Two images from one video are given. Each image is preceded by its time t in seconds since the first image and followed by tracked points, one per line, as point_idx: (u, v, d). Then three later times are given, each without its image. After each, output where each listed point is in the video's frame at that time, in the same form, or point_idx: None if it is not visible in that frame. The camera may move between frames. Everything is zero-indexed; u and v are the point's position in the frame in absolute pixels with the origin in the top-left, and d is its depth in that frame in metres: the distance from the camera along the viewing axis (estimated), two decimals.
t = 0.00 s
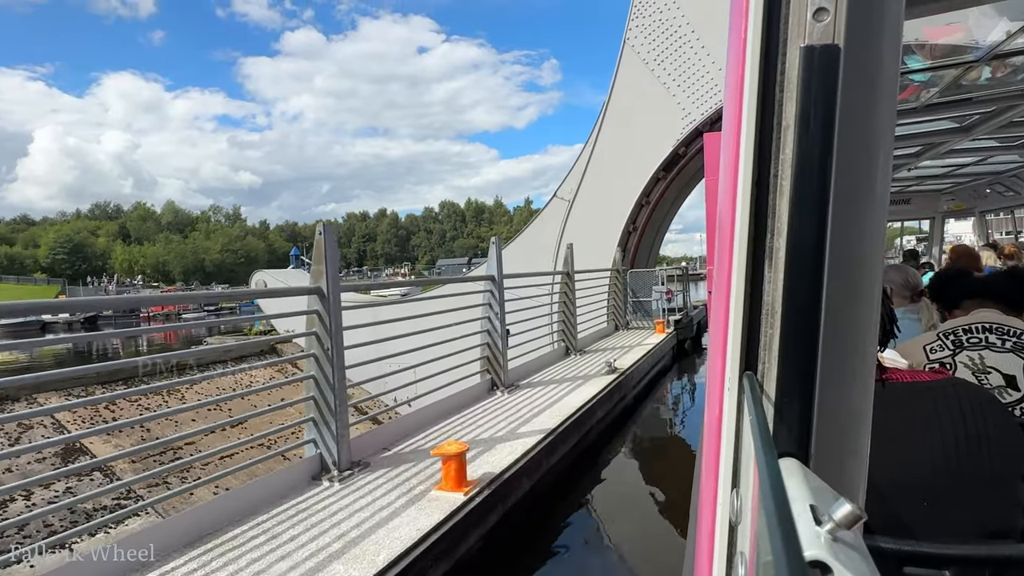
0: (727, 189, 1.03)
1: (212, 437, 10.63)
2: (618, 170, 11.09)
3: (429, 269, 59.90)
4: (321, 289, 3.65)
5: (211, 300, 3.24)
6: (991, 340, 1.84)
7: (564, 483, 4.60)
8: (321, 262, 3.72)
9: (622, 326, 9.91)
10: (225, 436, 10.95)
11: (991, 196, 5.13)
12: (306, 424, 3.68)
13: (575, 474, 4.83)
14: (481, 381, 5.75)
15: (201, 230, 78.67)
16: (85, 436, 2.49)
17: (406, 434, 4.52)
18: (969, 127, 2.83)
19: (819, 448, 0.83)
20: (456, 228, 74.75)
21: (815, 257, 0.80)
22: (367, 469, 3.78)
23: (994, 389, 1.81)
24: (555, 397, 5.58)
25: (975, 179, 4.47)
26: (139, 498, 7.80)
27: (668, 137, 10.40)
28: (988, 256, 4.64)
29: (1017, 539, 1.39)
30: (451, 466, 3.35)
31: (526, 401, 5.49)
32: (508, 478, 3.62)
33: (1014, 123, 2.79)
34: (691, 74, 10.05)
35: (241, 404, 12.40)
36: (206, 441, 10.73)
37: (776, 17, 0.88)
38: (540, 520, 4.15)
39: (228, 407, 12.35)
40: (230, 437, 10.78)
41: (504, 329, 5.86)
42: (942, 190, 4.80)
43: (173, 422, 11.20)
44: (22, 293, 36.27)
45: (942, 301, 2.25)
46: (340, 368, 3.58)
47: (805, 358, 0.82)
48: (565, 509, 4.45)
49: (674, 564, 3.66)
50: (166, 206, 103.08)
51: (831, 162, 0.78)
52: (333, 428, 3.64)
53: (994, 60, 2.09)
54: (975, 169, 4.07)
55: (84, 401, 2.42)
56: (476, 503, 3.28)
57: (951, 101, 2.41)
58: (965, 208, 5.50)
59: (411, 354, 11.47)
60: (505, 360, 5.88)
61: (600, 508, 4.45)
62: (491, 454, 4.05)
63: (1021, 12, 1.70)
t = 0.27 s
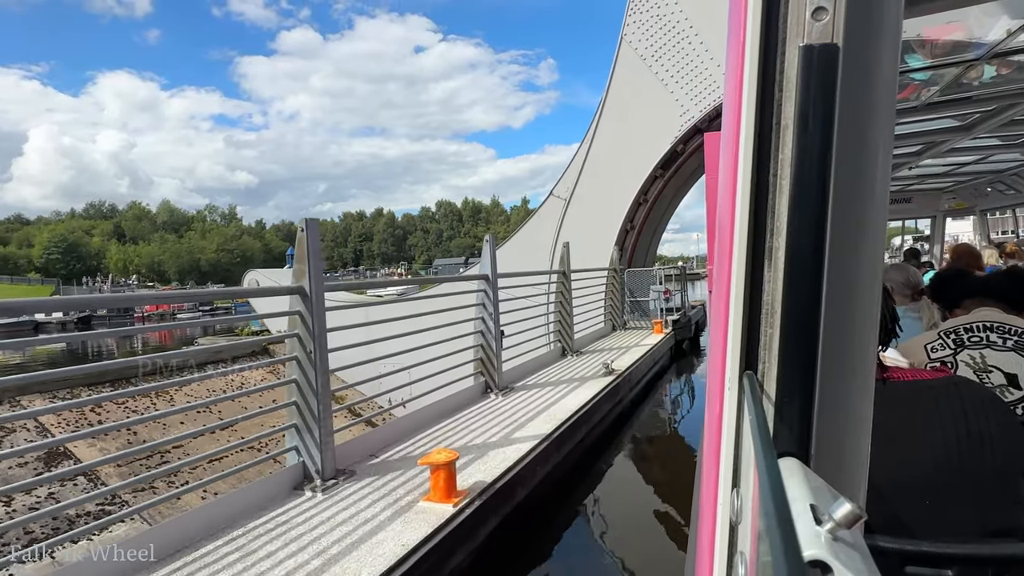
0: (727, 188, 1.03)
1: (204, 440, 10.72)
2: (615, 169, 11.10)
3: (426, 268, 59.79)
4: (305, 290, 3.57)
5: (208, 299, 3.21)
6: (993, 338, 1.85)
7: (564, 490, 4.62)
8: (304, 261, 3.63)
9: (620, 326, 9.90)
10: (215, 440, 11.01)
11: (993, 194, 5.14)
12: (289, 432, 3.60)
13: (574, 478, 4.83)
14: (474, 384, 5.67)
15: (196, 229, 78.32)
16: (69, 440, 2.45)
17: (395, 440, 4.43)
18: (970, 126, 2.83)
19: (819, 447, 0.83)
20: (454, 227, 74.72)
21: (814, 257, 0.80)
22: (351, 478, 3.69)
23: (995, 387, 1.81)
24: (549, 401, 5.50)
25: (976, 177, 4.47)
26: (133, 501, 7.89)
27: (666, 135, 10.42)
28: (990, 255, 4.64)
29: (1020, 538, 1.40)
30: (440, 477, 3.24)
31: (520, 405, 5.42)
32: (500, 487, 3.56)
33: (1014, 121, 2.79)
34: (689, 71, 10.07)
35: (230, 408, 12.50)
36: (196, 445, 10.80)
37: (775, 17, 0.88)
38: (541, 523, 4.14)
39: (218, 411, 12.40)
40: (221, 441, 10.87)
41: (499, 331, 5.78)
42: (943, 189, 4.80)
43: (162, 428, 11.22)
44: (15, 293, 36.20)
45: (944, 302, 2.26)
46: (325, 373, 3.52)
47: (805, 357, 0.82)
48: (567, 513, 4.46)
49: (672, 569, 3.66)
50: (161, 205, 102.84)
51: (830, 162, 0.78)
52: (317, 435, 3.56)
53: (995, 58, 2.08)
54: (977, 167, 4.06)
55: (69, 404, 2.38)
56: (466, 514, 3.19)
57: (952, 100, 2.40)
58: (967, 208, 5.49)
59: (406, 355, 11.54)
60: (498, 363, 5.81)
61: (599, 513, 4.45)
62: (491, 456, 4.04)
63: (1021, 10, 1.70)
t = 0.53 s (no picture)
0: (730, 187, 1.03)
1: (196, 444, 10.78)
2: (614, 167, 11.09)
3: (425, 268, 59.72)
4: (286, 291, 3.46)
5: (205, 299, 3.22)
6: (997, 338, 1.85)
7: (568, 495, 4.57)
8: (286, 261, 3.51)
9: (619, 326, 9.88)
10: (207, 443, 11.09)
11: (998, 193, 5.13)
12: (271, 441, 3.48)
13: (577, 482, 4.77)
14: (468, 388, 5.54)
15: (194, 230, 78.20)
16: (56, 445, 2.44)
17: (383, 449, 4.28)
18: (975, 125, 2.82)
19: (822, 446, 0.83)
20: (453, 227, 74.67)
21: (818, 256, 0.80)
22: (336, 490, 3.55)
23: (1000, 387, 1.79)
24: (545, 406, 5.35)
25: (981, 176, 4.47)
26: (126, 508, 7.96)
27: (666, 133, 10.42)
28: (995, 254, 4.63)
29: None
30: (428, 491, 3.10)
31: (514, 410, 5.28)
32: (493, 500, 3.38)
33: (1019, 120, 2.79)
34: (688, 67, 10.06)
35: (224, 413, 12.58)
36: (187, 449, 10.87)
37: (778, 17, 0.88)
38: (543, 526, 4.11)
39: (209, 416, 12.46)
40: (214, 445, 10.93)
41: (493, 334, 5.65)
42: (946, 188, 4.79)
43: (152, 430, 11.26)
44: (12, 294, 36.18)
45: (949, 302, 2.26)
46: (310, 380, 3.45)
47: (808, 356, 0.82)
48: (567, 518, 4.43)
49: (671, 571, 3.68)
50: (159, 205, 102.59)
51: (833, 162, 0.78)
52: (300, 445, 3.44)
53: (1000, 57, 2.08)
54: (982, 166, 4.05)
55: (60, 408, 2.38)
56: (455, 530, 3.03)
57: (957, 99, 2.40)
58: (969, 207, 5.49)
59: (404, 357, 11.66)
60: (493, 367, 5.69)
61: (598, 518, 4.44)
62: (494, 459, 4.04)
63: None
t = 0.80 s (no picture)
0: (733, 185, 1.03)
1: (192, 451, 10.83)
2: (614, 166, 11.08)
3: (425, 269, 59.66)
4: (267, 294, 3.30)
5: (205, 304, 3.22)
6: (1004, 337, 1.84)
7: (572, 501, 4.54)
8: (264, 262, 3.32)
9: (620, 326, 9.84)
10: (201, 450, 11.10)
11: (1005, 190, 5.10)
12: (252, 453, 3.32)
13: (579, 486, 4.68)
14: (464, 392, 5.34)
15: (194, 231, 78.20)
16: (51, 452, 2.36)
17: (373, 459, 4.09)
18: (981, 122, 2.81)
19: (825, 445, 0.83)
20: (453, 228, 74.64)
21: (821, 254, 0.80)
22: (321, 505, 3.37)
23: (1008, 385, 1.78)
24: (544, 413, 5.17)
25: (988, 173, 4.45)
26: (117, 518, 7.96)
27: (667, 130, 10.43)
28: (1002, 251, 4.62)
29: None
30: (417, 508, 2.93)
31: (512, 416, 5.09)
32: (488, 514, 3.25)
33: None
34: (689, 63, 10.07)
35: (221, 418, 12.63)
36: (179, 455, 10.89)
37: (781, 15, 0.88)
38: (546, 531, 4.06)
39: (204, 420, 12.48)
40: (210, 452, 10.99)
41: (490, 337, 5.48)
42: (953, 185, 4.76)
43: (143, 436, 11.28)
44: (10, 296, 36.15)
45: (957, 300, 2.26)
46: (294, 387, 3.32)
47: (810, 355, 0.82)
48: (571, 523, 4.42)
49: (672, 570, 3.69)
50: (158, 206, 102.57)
51: (837, 160, 0.78)
52: (282, 457, 3.28)
53: (1007, 51, 2.07)
54: (989, 163, 4.04)
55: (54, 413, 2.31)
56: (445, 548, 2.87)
57: (964, 95, 2.39)
58: (976, 205, 5.45)
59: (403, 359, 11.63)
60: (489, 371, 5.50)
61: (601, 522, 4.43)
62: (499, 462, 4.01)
63: None
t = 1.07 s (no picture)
0: (737, 181, 1.03)
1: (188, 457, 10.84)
2: (615, 161, 11.07)
3: (427, 269, 59.62)
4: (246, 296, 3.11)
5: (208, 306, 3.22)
6: (1013, 332, 1.85)
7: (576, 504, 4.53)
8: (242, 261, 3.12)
9: (622, 326, 9.81)
10: (196, 455, 11.11)
11: (1013, 184, 5.09)
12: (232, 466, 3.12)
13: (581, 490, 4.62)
14: (461, 396, 5.20)
15: (196, 233, 78.34)
16: (42, 461, 2.26)
17: (364, 469, 3.90)
18: (989, 116, 2.81)
19: (830, 442, 0.83)
20: (455, 227, 74.65)
21: (826, 250, 0.79)
22: (305, 522, 3.15)
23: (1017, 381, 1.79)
24: (544, 417, 5.02)
25: (995, 168, 4.44)
26: (110, 527, 7.96)
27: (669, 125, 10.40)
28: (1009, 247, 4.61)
29: None
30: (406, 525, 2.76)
31: (511, 420, 4.95)
32: (484, 529, 3.09)
33: None
34: (692, 56, 10.04)
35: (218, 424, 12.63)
36: (173, 461, 10.87)
37: (783, 10, 0.88)
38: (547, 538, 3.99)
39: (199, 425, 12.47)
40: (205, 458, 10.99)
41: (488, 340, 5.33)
42: (960, 180, 4.75)
43: (137, 441, 11.27)
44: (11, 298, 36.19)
45: (963, 296, 2.26)
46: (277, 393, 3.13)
47: (814, 351, 0.82)
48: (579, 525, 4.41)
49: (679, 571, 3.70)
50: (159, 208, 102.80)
51: (840, 155, 0.77)
52: (263, 471, 3.07)
53: (1014, 46, 2.10)
54: (997, 157, 4.02)
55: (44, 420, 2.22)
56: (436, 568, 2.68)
57: (972, 90, 2.38)
58: (984, 201, 5.40)
59: (404, 360, 11.66)
60: (486, 374, 5.36)
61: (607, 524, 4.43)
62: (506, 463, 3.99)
63: None
